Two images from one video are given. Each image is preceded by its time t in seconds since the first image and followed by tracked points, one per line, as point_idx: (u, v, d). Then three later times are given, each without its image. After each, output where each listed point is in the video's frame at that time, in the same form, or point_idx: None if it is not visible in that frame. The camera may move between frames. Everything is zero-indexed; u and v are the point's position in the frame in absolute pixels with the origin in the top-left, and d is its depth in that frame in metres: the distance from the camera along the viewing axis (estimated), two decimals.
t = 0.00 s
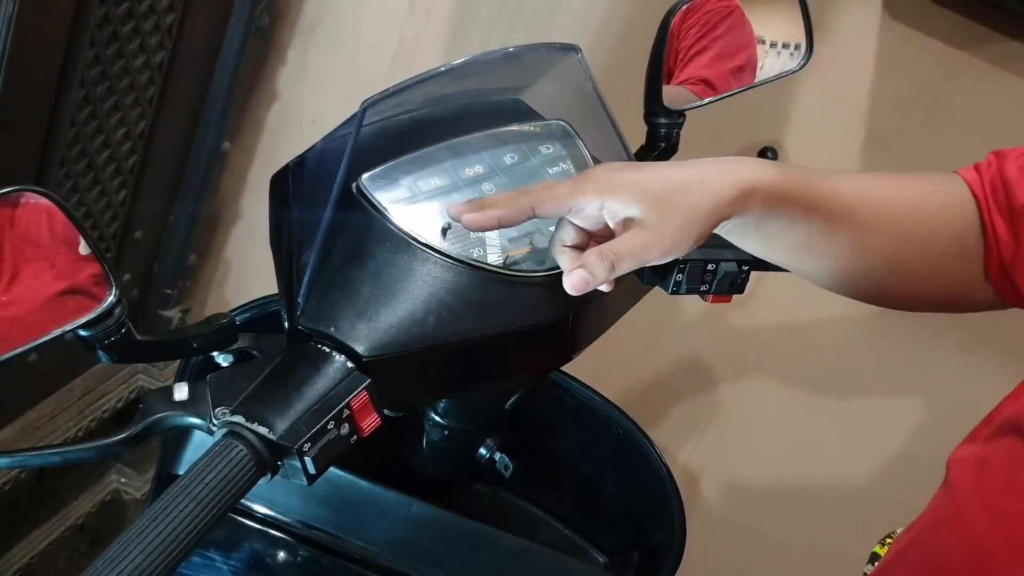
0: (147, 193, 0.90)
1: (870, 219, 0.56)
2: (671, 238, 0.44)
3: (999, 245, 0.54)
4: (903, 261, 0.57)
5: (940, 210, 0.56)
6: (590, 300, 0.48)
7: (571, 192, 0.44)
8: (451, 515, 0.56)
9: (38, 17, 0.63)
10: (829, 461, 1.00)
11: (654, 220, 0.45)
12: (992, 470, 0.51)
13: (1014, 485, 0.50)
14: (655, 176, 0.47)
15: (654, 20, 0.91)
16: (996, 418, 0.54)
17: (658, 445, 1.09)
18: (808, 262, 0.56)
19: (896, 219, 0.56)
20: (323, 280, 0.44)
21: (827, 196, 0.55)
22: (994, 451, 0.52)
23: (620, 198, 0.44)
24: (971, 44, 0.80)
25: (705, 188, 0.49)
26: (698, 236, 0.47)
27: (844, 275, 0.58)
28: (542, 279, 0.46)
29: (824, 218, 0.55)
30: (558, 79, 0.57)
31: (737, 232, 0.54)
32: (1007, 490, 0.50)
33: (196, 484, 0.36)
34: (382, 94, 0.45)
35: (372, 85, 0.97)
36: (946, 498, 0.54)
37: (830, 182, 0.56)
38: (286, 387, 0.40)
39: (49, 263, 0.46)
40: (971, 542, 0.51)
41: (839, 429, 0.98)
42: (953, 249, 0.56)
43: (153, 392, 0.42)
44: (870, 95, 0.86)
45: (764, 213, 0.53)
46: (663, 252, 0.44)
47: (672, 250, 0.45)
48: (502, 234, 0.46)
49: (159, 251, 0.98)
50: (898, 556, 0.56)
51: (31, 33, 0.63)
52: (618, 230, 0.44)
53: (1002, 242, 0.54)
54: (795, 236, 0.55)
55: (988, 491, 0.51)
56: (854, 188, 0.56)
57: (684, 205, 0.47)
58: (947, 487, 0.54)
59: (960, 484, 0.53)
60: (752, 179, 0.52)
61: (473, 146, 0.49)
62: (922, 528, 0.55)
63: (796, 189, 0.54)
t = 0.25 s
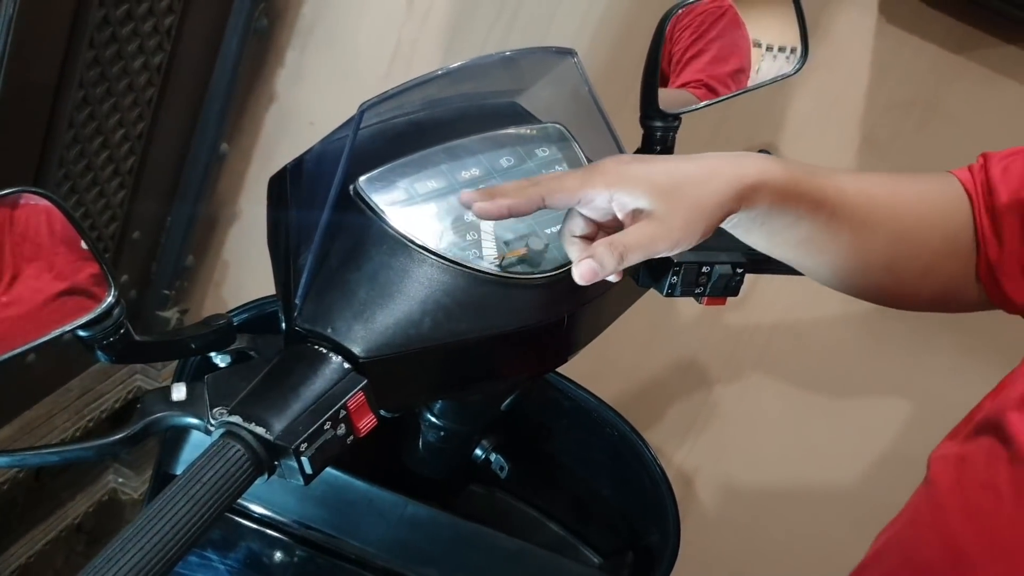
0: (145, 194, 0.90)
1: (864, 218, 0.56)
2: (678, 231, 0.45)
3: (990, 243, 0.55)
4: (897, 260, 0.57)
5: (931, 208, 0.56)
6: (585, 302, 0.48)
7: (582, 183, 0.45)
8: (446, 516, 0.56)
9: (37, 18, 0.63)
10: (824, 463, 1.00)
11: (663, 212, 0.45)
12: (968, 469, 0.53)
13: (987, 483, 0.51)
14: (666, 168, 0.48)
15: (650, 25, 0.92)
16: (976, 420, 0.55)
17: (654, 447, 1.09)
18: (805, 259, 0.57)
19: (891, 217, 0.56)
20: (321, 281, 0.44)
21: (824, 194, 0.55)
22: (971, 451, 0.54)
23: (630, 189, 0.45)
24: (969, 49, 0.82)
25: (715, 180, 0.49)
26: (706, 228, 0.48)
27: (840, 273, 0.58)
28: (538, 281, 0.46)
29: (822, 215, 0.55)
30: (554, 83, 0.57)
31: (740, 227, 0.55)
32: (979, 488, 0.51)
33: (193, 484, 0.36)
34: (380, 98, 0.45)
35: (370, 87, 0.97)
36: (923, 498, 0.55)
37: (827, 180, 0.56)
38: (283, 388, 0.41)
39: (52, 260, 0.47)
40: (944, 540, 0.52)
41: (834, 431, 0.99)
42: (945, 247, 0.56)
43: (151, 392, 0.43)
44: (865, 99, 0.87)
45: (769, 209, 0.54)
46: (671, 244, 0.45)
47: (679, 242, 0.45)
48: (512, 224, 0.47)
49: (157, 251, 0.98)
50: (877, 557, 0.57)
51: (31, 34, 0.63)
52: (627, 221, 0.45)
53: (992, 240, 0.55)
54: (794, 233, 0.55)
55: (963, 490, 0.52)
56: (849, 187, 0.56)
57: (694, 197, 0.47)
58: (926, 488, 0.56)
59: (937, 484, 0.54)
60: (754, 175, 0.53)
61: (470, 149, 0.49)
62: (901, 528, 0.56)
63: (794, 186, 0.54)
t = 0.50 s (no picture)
0: (144, 196, 0.90)
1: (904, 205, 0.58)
2: (720, 203, 0.49)
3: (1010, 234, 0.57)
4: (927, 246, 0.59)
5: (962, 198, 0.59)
6: (583, 306, 0.48)
7: (630, 159, 0.50)
8: (442, 518, 0.57)
9: (36, 21, 0.63)
10: (820, 466, 1.01)
11: (706, 186, 0.49)
12: (946, 465, 0.60)
13: (959, 479, 0.59)
14: (710, 145, 0.52)
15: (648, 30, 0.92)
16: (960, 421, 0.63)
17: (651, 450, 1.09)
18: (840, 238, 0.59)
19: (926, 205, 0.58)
20: (319, 284, 0.45)
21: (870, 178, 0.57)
22: (952, 450, 0.61)
23: (675, 165, 0.50)
24: (966, 55, 0.82)
25: (763, 154, 0.53)
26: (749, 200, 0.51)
27: (872, 255, 0.59)
28: (535, 285, 0.46)
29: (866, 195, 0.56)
30: (552, 87, 0.57)
31: (781, 202, 0.58)
32: (953, 482, 0.59)
33: (191, 486, 0.37)
34: (378, 101, 0.46)
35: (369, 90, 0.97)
36: (913, 490, 0.63)
37: (871, 163, 0.58)
38: (281, 390, 0.41)
39: (47, 258, 0.46)
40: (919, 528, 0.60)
41: (831, 434, 0.99)
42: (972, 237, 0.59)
43: (149, 394, 0.43)
44: (863, 103, 0.87)
45: (810, 186, 0.56)
46: (713, 216, 0.49)
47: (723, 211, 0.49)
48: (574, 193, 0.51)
49: (155, 253, 0.99)
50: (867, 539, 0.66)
51: (30, 36, 0.64)
52: (671, 194, 0.50)
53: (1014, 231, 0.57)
54: (831, 213, 0.57)
55: (939, 483, 0.60)
56: (889, 170, 0.58)
57: (737, 171, 0.51)
58: (916, 481, 0.63)
59: (924, 478, 0.62)
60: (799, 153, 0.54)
61: (468, 153, 0.50)
62: (890, 515, 0.64)
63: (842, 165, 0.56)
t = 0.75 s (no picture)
0: (143, 197, 0.90)
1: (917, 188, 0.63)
2: (737, 184, 0.53)
3: (1017, 215, 0.62)
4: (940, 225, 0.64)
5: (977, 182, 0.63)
6: (582, 308, 0.48)
7: (649, 147, 0.54)
8: (441, 520, 0.56)
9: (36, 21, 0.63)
10: (819, 468, 1.01)
11: (721, 171, 0.53)
12: (937, 462, 0.65)
13: (947, 478, 0.63)
14: (727, 130, 0.56)
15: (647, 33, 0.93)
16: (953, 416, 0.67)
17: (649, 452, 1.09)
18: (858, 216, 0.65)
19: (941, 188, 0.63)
20: (319, 285, 0.45)
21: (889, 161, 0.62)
22: (944, 445, 0.66)
23: (692, 151, 0.54)
24: (964, 58, 0.83)
25: (775, 139, 0.57)
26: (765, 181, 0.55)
27: (889, 234, 0.65)
28: (534, 287, 0.46)
29: (881, 175, 0.62)
30: (551, 89, 0.58)
31: (800, 184, 0.63)
32: (941, 479, 0.64)
33: (191, 486, 0.37)
34: (378, 103, 0.47)
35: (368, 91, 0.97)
36: (909, 483, 0.67)
37: (890, 146, 0.62)
38: (280, 391, 0.41)
39: (44, 258, 0.47)
40: (908, 520, 0.65)
41: (830, 436, 0.99)
42: (983, 217, 0.64)
43: (148, 395, 0.43)
44: (862, 106, 0.87)
45: (824, 168, 0.60)
46: (732, 196, 0.52)
47: (742, 191, 0.53)
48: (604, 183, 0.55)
49: (154, 254, 0.98)
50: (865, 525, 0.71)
51: (30, 38, 0.64)
52: (689, 179, 0.54)
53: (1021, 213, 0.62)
54: (847, 193, 0.63)
55: (930, 479, 0.65)
56: (907, 154, 0.63)
57: (751, 155, 0.55)
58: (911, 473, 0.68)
59: (918, 472, 0.67)
60: (813, 138, 0.59)
61: (468, 155, 0.50)
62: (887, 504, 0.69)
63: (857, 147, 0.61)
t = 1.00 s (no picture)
0: (142, 198, 0.90)
1: (915, 153, 0.60)
2: (732, 156, 0.52)
3: (1010, 188, 0.61)
4: (937, 194, 0.62)
5: (973, 151, 0.61)
6: (582, 310, 0.48)
7: (643, 120, 0.54)
8: (440, 522, 0.57)
9: (36, 22, 0.63)
10: (817, 472, 1.01)
11: (715, 144, 0.52)
12: (927, 471, 0.66)
13: (936, 486, 0.64)
14: (726, 95, 0.54)
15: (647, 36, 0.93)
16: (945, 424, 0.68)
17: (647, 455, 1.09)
18: (850, 182, 0.62)
19: (938, 152, 0.60)
20: (319, 287, 0.45)
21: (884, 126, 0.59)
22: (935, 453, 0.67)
23: (688, 122, 0.53)
24: (963, 62, 0.83)
25: (775, 103, 0.55)
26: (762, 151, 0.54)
27: (881, 199, 0.63)
28: (534, 289, 0.46)
29: (875, 140, 0.58)
30: (551, 92, 0.58)
31: (794, 147, 0.60)
32: (931, 488, 0.65)
33: (189, 487, 0.37)
34: (378, 104, 0.46)
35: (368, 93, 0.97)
36: (901, 491, 0.68)
37: (887, 109, 0.59)
38: (280, 393, 0.41)
39: (43, 261, 0.47)
40: (901, 526, 0.66)
41: (828, 439, 0.99)
42: (976, 187, 0.62)
43: (148, 395, 0.43)
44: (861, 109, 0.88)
45: (819, 132, 0.57)
46: (726, 168, 0.52)
47: (738, 163, 0.53)
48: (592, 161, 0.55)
49: (153, 255, 0.99)
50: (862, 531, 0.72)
51: (30, 39, 0.64)
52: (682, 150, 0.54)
53: (1014, 185, 0.60)
54: (840, 159, 0.60)
55: (920, 485, 0.66)
56: (903, 119, 0.60)
57: (749, 122, 0.54)
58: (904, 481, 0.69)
59: (909, 480, 0.68)
60: (807, 104, 0.56)
61: (468, 156, 0.50)
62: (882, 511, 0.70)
63: (853, 112, 0.58)
